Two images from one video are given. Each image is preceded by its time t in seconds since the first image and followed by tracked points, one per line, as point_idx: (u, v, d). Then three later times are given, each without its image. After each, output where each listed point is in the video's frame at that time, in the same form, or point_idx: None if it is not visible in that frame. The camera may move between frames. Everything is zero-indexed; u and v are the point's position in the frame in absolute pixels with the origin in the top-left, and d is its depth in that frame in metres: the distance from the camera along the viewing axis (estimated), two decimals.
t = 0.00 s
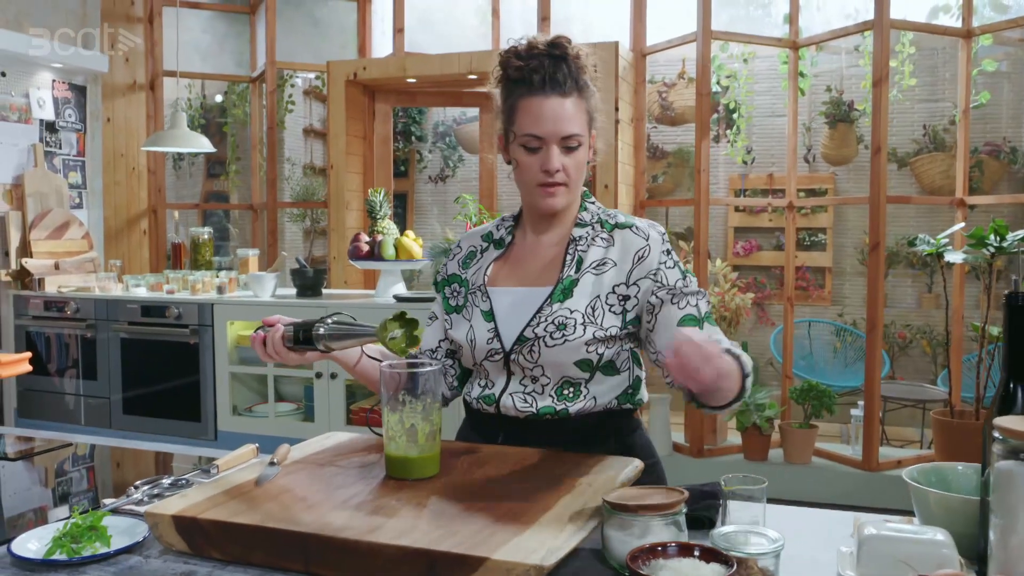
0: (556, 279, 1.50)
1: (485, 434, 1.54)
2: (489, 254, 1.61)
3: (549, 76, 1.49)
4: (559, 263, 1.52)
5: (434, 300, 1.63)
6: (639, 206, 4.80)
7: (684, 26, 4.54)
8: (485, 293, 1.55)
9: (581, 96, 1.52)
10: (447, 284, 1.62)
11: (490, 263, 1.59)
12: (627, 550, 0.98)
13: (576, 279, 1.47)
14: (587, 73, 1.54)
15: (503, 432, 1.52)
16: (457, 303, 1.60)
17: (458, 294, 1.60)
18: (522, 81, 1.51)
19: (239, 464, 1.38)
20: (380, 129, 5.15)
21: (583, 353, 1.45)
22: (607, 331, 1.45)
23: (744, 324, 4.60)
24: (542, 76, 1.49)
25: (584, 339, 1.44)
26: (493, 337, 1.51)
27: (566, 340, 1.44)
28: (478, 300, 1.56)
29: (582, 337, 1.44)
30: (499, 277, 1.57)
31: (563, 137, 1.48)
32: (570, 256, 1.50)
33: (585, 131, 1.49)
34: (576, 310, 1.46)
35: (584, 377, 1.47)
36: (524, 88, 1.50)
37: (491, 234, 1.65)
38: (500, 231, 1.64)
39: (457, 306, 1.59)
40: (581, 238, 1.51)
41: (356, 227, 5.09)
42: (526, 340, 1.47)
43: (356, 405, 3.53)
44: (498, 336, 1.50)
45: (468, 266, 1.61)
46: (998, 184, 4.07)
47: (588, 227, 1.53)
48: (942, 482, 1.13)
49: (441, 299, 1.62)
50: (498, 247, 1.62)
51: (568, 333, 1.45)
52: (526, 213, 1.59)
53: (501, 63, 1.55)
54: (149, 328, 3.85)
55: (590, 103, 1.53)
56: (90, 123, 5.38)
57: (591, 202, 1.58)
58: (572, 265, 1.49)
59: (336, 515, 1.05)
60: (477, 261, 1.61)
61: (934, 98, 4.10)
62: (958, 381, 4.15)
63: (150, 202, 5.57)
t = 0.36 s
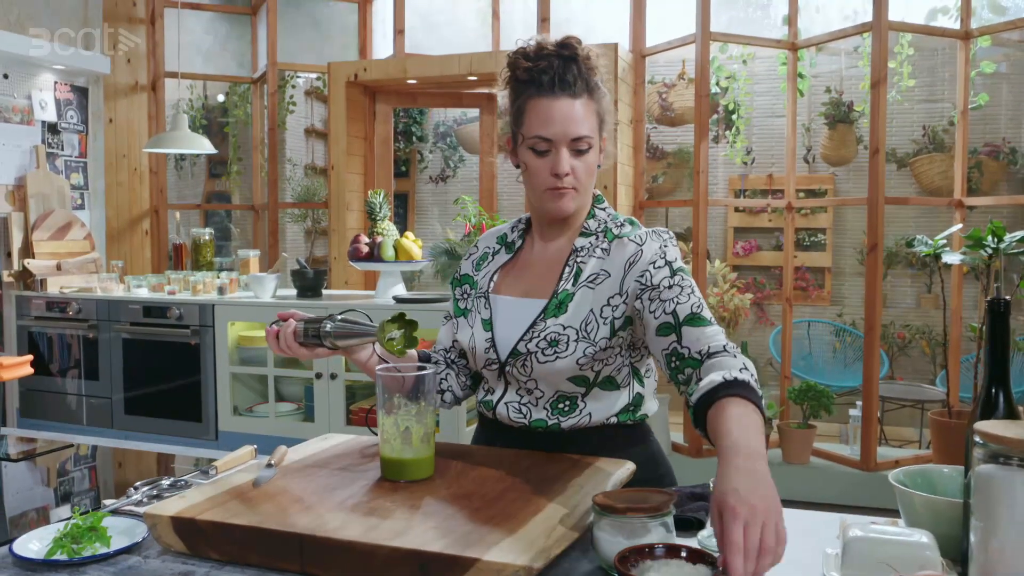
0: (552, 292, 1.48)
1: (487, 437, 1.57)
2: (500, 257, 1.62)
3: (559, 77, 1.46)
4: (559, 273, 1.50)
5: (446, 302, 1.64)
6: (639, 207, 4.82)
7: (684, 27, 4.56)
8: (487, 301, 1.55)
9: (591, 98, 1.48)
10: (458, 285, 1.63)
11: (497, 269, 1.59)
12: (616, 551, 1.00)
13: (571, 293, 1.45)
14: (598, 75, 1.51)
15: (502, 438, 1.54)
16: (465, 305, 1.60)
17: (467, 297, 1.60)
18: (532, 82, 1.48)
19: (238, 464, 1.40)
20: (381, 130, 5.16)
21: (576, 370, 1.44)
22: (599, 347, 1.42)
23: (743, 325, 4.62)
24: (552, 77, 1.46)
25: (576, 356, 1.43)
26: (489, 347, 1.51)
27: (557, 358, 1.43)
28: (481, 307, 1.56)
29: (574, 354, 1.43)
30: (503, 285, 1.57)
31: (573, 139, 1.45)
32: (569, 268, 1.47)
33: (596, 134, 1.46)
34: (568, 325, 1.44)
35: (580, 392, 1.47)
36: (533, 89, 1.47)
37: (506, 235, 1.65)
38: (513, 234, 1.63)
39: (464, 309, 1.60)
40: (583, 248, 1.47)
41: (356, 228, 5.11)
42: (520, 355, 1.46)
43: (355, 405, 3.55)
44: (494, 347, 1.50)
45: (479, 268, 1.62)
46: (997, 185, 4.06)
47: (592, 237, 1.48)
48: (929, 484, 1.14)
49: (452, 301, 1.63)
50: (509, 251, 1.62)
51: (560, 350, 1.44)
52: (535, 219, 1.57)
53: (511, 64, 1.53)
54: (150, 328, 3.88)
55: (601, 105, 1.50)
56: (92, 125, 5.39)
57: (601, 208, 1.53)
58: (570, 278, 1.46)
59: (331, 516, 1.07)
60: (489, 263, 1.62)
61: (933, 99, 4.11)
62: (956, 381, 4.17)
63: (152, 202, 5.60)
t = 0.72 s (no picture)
0: (554, 298, 1.50)
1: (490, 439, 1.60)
2: (503, 261, 1.64)
3: (562, 83, 1.48)
4: (560, 280, 1.52)
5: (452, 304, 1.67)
6: (641, 208, 4.85)
7: (686, 28, 4.58)
8: (490, 306, 1.58)
9: (593, 106, 1.49)
10: (463, 289, 1.66)
11: (501, 274, 1.62)
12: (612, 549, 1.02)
13: (572, 300, 1.47)
14: (602, 83, 1.52)
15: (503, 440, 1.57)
16: (469, 309, 1.63)
17: (471, 300, 1.63)
18: (537, 86, 1.50)
19: (244, 463, 1.43)
20: (385, 131, 5.18)
21: (576, 376, 1.47)
22: (598, 355, 1.45)
23: (746, 325, 4.64)
24: (555, 82, 1.47)
25: (576, 363, 1.45)
26: (491, 352, 1.54)
27: (557, 364, 1.46)
28: (484, 311, 1.59)
29: (574, 361, 1.45)
30: (506, 290, 1.59)
31: (570, 145, 1.46)
32: (570, 275, 1.49)
33: (594, 142, 1.47)
34: (569, 332, 1.47)
35: (580, 398, 1.49)
36: (536, 93, 1.49)
37: (510, 239, 1.67)
38: (518, 238, 1.65)
39: (468, 313, 1.63)
40: (585, 255, 1.50)
41: (360, 228, 5.13)
42: (520, 360, 1.49)
43: (360, 405, 3.59)
44: (496, 352, 1.53)
45: (484, 273, 1.65)
46: (1000, 186, 4.07)
47: (594, 244, 1.51)
48: (920, 484, 1.16)
49: (458, 304, 1.66)
50: (513, 255, 1.64)
51: (561, 357, 1.46)
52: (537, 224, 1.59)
53: (517, 68, 1.55)
54: (156, 329, 3.91)
55: (604, 113, 1.51)
56: (98, 126, 5.34)
57: (605, 214, 1.55)
58: (571, 284, 1.48)
59: (335, 514, 1.10)
60: (493, 268, 1.64)
61: (935, 100, 4.12)
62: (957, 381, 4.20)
63: (157, 203, 5.63)
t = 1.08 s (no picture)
0: (558, 293, 1.54)
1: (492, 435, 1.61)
2: (504, 261, 1.66)
3: (552, 90, 1.51)
4: (563, 277, 1.56)
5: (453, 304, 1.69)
6: (647, 208, 4.88)
7: (691, 29, 4.59)
8: (495, 303, 1.60)
9: (583, 112, 1.51)
10: (465, 289, 1.68)
11: (503, 273, 1.64)
12: (614, 543, 1.05)
13: (576, 293, 1.51)
14: (594, 90, 1.54)
15: (507, 436, 1.59)
16: (471, 307, 1.65)
17: (473, 299, 1.65)
18: (531, 94, 1.53)
19: (253, 460, 1.46)
20: (392, 131, 5.22)
21: (581, 365, 1.50)
22: (603, 343, 1.49)
23: (751, 324, 4.66)
24: (546, 90, 1.50)
25: (581, 352, 1.49)
26: (496, 347, 1.56)
27: (563, 355, 1.49)
28: (488, 309, 1.61)
29: (579, 350, 1.49)
30: (509, 288, 1.62)
31: (557, 151, 1.49)
32: (573, 270, 1.53)
33: (582, 147, 1.49)
34: (573, 324, 1.50)
35: (582, 389, 1.52)
36: (530, 101, 1.53)
37: (510, 241, 1.69)
38: (518, 239, 1.67)
39: (470, 312, 1.65)
40: (587, 252, 1.54)
41: (367, 229, 5.17)
42: (526, 353, 1.52)
43: (367, 404, 3.61)
44: (501, 347, 1.56)
45: (484, 273, 1.66)
46: (1005, 187, 4.05)
47: (595, 241, 1.55)
48: (915, 481, 1.18)
49: (459, 304, 1.68)
50: (514, 255, 1.66)
51: (566, 348, 1.50)
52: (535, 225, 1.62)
53: (518, 75, 1.59)
54: (165, 328, 3.95)
55: (595, 120, 1.53)
56: (108, 127, 5.39)
57: (604, 215, 1.58)
58: (575, 279, 1.53)
59: (343, 508, 1.13)
60: (494, 268, 1.66)
61: (941, 100, 4.13)
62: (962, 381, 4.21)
63: (166, 203, 5.68)
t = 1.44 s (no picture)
0: (554, 290, 1.57)
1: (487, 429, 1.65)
2: (500, 260, 1.69)
3: (544, 94, 1.54)
4: (559, 274, 1.58)
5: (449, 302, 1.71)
6: (649, 209, 4.91)
7: (693, 30, 4.62)
8: (493, 300, 1.63)
9: (574, 114, 1.54)
10: (462, 288, 1.70)
11: (501, 270, 1.67)
12: (612, 535, 1.08)
13: (572, 291, 1.54)
14: (586, 93, 1.57)
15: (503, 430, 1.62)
16: (468, 305, 1.68)
17: (470, 297, 1.68)
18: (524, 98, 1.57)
19: (259, 456, 1.49)
20: (395, 132, 5.26)
21: (575, 364, 1.54)
22: (597, 344, 1.52)
23: (753, 324, 4.69)
24: (537, 94, 1.54)
25: (577, 349, 1.53)
26: (494, 342, 1.59)
27: (560, 350, 1.53)
28: (486, 305, 1.63)
29: (576, 346, 1.53)
30: (507, 285, 1.64)
31: (548, 152, 1.52)
32: (569, 268, 1.56)
33: (572, 148, 1.52)
34: (570, 320, 1.53)
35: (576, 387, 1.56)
36: (523, 105, 1.56)
37: (506, 242, 1.72)
38: (513, 239, 1.71)
39: (468, 309, 1.67)
40: (582, 250, 1.57)
41: (371, 229, 5.21)
42: (524, 347, 1.55)
43: (370, 403, 3.64)
44: (500, 342, 1.58)
45: (481, 271, 1.69)
46: (1006, 186, 4.06)
47: (590, 240, 1.58)
48: (907, 476, 1.21)
49: (456, 302, 1.70)
50: (510, 255, 1.69)
51: (563, 343, 1.53)
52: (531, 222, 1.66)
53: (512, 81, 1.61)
54: (171, 327, 3.99)
55: (587, 121, 1.56)
56: (115, 128, 5.43)
57: (598, 215, 1.61)
58: (571, 276, 1.55)
59: (349, 502, 1.16)
60: (491, 267, 1.69)
61: (943, 100, 4.14)
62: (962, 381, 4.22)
63: (171, 203, 5.71)
